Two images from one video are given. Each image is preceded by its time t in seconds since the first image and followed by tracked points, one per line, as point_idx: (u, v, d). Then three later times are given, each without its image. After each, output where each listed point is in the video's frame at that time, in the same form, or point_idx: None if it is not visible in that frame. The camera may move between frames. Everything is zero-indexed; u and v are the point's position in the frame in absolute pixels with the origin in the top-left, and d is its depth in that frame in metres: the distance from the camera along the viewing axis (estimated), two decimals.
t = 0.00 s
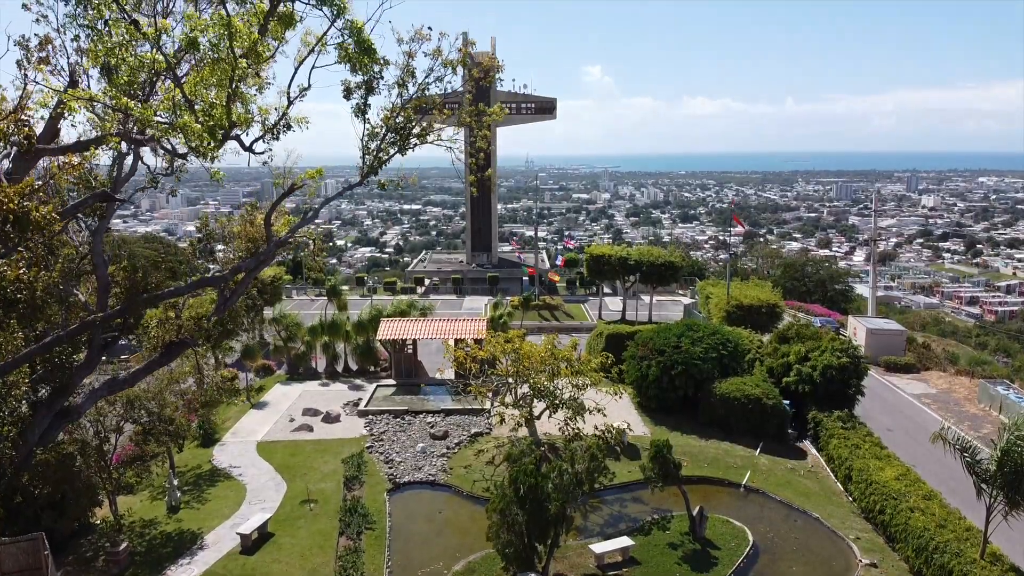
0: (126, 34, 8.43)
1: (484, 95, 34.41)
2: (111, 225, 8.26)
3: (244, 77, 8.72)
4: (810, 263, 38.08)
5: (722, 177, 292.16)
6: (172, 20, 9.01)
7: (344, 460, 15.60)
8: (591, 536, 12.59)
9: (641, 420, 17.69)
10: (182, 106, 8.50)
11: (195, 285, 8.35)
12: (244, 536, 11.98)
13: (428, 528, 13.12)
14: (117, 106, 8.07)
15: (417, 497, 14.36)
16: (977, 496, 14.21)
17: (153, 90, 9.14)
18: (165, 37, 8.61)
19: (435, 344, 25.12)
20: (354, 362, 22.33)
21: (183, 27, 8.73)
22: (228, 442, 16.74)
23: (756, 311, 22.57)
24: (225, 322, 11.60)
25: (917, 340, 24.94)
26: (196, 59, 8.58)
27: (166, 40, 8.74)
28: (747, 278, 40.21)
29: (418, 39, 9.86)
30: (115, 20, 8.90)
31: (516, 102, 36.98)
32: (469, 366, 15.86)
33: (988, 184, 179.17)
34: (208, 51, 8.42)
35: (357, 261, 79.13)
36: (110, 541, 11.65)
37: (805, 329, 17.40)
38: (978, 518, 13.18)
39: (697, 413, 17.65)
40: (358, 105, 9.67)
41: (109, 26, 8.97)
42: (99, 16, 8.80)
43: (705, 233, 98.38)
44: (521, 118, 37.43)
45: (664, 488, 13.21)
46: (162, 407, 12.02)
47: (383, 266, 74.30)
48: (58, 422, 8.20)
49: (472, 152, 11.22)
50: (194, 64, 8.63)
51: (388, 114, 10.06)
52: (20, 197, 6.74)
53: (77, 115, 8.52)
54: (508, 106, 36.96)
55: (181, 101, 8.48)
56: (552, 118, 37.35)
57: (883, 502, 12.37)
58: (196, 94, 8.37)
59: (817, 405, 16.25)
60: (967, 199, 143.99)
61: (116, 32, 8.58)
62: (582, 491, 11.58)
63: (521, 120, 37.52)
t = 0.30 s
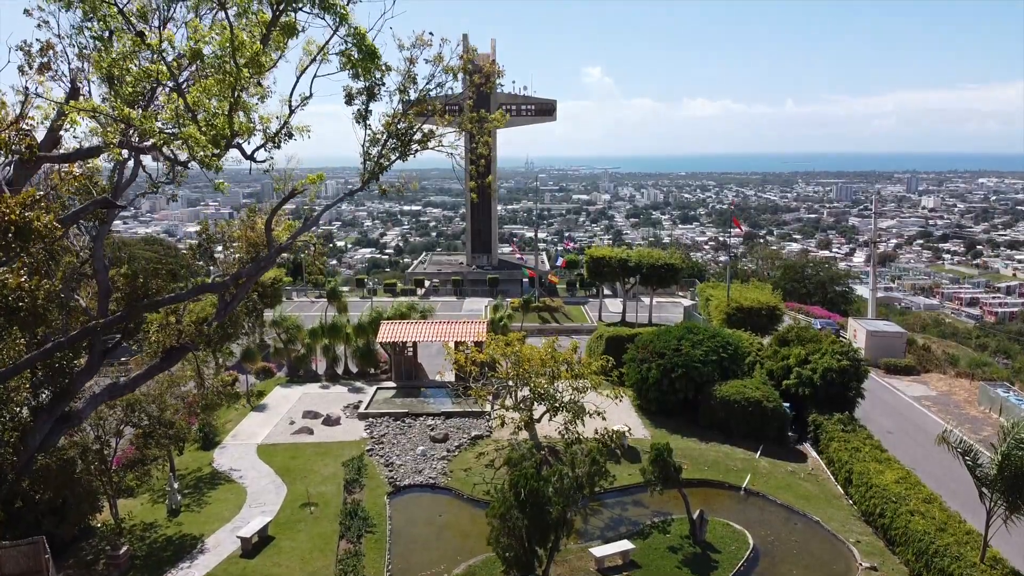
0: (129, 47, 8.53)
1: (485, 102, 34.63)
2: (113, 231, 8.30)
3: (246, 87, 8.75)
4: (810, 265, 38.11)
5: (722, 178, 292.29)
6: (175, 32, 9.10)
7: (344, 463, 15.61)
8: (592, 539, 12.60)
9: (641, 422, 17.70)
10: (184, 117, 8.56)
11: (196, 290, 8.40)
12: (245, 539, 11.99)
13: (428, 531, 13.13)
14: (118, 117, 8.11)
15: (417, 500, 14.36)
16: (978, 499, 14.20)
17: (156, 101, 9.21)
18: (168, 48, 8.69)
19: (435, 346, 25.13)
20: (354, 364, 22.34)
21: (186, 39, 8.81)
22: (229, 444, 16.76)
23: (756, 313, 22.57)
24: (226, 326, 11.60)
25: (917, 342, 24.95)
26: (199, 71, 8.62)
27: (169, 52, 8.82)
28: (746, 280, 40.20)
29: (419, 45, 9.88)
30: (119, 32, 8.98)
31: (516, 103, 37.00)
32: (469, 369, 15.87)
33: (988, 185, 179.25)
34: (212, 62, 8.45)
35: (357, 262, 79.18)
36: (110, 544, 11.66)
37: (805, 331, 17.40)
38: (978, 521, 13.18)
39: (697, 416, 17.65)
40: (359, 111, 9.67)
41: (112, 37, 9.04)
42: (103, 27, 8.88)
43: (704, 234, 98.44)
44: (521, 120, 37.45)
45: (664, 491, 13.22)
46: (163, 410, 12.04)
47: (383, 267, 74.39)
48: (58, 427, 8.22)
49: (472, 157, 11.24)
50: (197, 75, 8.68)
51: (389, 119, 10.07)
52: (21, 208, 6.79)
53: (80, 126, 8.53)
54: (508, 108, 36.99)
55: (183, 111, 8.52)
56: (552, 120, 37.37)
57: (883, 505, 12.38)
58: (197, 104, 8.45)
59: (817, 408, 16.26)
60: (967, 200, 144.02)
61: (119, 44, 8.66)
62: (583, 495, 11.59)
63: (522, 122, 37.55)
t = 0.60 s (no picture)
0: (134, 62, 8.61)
1: (485, 107, 34.73)
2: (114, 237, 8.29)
3: (249, 99, 8.74)
4: (810, 265, 38.12)
5: (722, 178, 291.99)
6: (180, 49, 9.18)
7: (345, 465, 15.62)
8: (592, 543, 12.61)
9: (642, 425, 17.70)
10: (188, 131, 8.63)
11: (197, 297, 8.39)
12: (245, 543, 11.98)
13: (428, 534, 13.14)
14: (123, 131, 8.14)
15: (418, 503, 14.36)
16: (978, 502, 14.18)
17: (159, 112, 9.26)
18: (173, 64, 8.78)
19: (435, 347, 25.13)
20: (354, 366, 22.35)
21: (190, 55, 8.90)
22: (229, 447, 16.76)
23: (756, 315, 22.57)
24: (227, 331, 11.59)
25: (917, 343, 24.96)
26: (204, 85, 8.66)
27: (174, 70, 8.92)
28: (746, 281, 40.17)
29: (420, 50, 9.88)
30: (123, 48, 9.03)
31: (516, 104, 37.01)
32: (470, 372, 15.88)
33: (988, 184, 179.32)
34: (216, 77, 8.48)
35: (357, 263, 79.12)
36: (111, 548, 11.66)
37: (805, 333, 17.40)
38: (979, 524, 13.17)
39: (698, 418, 17.65)
40: (360, 117, 9.66)
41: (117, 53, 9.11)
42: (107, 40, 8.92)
43: (704, 234, 98.52)
44: (521, 121, 37.44)
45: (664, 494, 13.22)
46: (163, 413, 12.04)
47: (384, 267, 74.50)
48: (59, 433, 8.24)
49: (473, 161, 11.25)
50: (201, 89, 8.72)
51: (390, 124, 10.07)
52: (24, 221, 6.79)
53: (84, 137, 8.56)
54: (508, 109, 36.99)
55: (187, 126, 8.60)
56: (552, 121, 37.36)
57: (883, 508, 12.39)
58: (201, 117, 8.50)
59: (818, 410, 16.26)
60: (967, 200, 144.04)
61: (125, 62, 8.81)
62: (583, 499, 11.60)
63: (522, 123, 37.54)
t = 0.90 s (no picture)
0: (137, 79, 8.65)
1: (485, 111, 34.85)
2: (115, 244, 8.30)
3: (252, 111, 8.75)
4: (811, 266, 38.15)
5: (722, 178, 291.99)
6: (183, 67, 9.26)
7: (345, 468, 15.62)
8: (593, 546, 12.61)
9: (642, 427, 17.70)
10: (191, 146, 8.64)
11: (198, 302, 8.40)
12: (246, 546, 11.98)
13: (429, 538, 13.13)
14: (127, 146, 8.19)
15: (418, 506, 14.37)
16: (978, 505, 14.18)
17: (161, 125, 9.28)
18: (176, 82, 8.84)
19: (435, 349, 25.13)
20: (354, 368, 22.36)
21: (193, 72, 8.95)
22: (229, 450, 16.76)
23: (756, 316, 22.57)
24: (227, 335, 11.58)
25: (917, 344, 24.97)
26: (206, 100, 8.69)
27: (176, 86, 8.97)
28: (746, 282, 40.15)
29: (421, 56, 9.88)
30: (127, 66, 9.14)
31: (516, 105, 37.02)
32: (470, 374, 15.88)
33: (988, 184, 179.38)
34: (218, 94, 8.50)
35: (357, 263, 78.98)
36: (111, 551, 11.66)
37: (805, 335, 17.40)
38: (979, 528, 13.17)
39: (698, 421, 17.66)
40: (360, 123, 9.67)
41: (120, 70, 9.17)
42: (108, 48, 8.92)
43: (704, 234, 98.53)
44: (521, 121, 37.45)
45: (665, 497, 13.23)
46: (163, 416, 12.02)
47: (384, 267, 74.58)
48: (60, 438, 8.20)
49: (473, 165, 11.26)
50: (204, 104, 8.75)
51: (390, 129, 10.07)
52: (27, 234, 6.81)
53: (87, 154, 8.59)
54: (508, 110, 36.99)
55: (190, 140, 8.62)
56: (552, 122, 37.36)
57: (884, 511, 12.40)
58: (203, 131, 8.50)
59: (818, 413, 16.26)
60: (967, 200, 144.06)
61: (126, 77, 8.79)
62: (584, 502, 11.60)
63: (521, 124, 37.54)
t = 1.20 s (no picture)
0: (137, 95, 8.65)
1: (485, 117, 35.03)
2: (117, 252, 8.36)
3: (254, 123, 8.79)
4: (811, 267, 38.19)
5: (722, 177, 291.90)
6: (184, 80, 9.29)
7: (346, 471, 15.63)
8: (593, 549, 12.63)
9: (642, 430, 17.72)
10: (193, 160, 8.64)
11: (199, 308, 8.42)
12: (246, 549, 11.99)
13: (430, 541, 13.14)
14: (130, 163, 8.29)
15: (419, 509, 14.38)
16: (978, 508, 14.20)
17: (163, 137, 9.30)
18: (177, 96, 8.86)
19: (435, 350, 25.14)
20: (355, 370, 22.37)
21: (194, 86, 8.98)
22: (230, 452, 16.78)
23: (756, 318, 22.58)
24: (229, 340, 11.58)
25: (917, 345, 24.98)
26: (208, 114, 8.73)
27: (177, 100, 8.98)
28: (746, 283, 40.17)
29: (421, 62, 9.87)
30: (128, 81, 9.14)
31: (516, 106, 37.02)
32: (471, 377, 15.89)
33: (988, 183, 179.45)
34: (221, 109, 8.54)
35: (357, 263, 79.05)
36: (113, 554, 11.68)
37: (805, 337, 17.41)
38: (979, 531, 13.19)
39: (699, 423, 17.68)
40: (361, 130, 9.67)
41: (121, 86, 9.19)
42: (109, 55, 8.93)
43: (704, 234, 98.56)
44: (521, 122, 37.45)
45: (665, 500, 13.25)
46: (164, 420, 12.02)
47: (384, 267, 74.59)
48: (63, 445, 8.19)
49: (473, 170, 11.27)
50: (205, 119, 8.79)
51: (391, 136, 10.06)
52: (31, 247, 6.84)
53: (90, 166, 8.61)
54: (508, 111, 36.99)
55: (192, 154, 8.64)
56: (552, 122, 37.35)
57: (884, 514, 12.42)
58: (205, 144, 8.50)
59: (818, 415, 16.28)
60: (967, 200, 144.09)
61: (126, 93, 8.79)
62: (584, 505, 11.62)
63: (521, 125, 37.54)
